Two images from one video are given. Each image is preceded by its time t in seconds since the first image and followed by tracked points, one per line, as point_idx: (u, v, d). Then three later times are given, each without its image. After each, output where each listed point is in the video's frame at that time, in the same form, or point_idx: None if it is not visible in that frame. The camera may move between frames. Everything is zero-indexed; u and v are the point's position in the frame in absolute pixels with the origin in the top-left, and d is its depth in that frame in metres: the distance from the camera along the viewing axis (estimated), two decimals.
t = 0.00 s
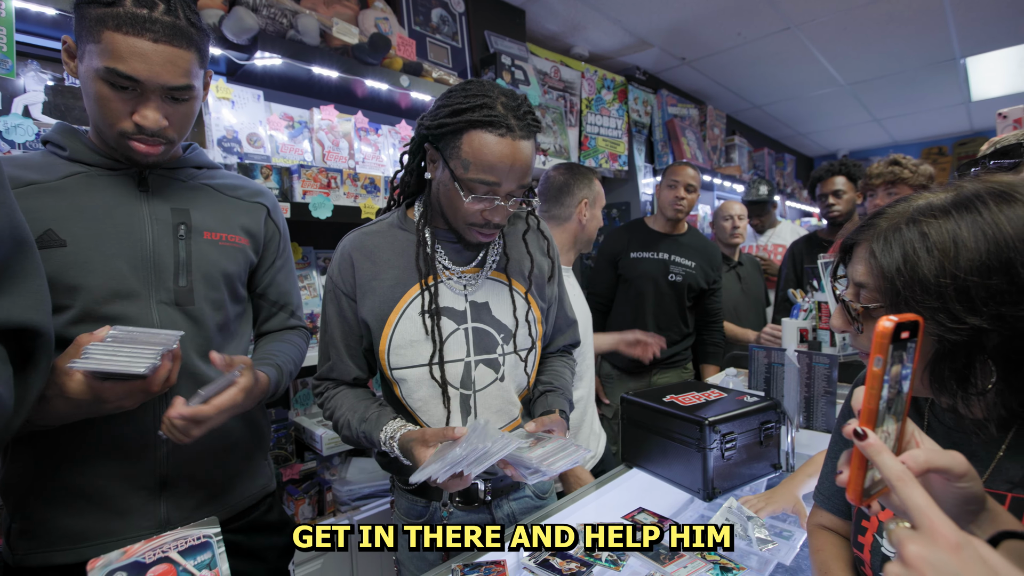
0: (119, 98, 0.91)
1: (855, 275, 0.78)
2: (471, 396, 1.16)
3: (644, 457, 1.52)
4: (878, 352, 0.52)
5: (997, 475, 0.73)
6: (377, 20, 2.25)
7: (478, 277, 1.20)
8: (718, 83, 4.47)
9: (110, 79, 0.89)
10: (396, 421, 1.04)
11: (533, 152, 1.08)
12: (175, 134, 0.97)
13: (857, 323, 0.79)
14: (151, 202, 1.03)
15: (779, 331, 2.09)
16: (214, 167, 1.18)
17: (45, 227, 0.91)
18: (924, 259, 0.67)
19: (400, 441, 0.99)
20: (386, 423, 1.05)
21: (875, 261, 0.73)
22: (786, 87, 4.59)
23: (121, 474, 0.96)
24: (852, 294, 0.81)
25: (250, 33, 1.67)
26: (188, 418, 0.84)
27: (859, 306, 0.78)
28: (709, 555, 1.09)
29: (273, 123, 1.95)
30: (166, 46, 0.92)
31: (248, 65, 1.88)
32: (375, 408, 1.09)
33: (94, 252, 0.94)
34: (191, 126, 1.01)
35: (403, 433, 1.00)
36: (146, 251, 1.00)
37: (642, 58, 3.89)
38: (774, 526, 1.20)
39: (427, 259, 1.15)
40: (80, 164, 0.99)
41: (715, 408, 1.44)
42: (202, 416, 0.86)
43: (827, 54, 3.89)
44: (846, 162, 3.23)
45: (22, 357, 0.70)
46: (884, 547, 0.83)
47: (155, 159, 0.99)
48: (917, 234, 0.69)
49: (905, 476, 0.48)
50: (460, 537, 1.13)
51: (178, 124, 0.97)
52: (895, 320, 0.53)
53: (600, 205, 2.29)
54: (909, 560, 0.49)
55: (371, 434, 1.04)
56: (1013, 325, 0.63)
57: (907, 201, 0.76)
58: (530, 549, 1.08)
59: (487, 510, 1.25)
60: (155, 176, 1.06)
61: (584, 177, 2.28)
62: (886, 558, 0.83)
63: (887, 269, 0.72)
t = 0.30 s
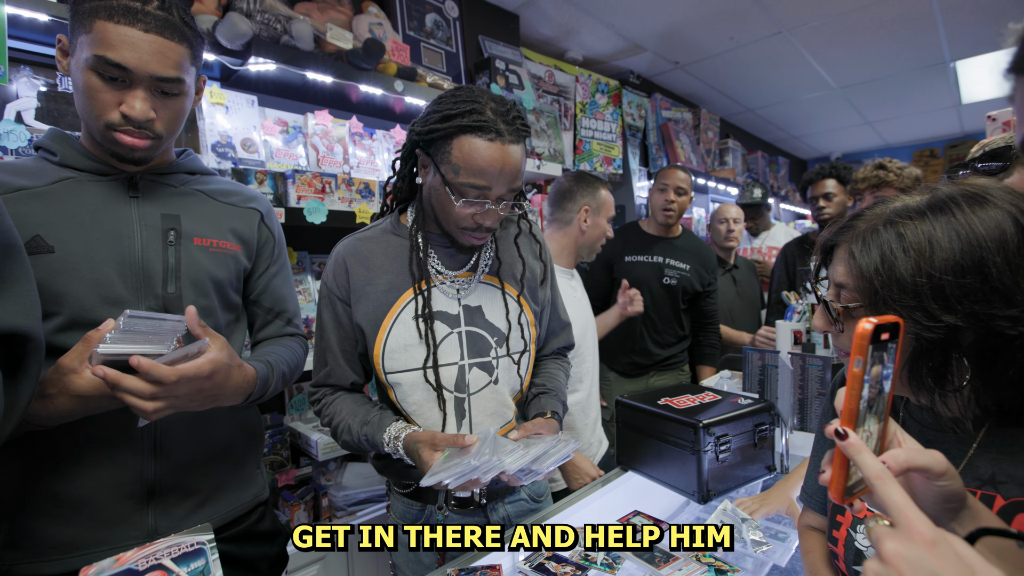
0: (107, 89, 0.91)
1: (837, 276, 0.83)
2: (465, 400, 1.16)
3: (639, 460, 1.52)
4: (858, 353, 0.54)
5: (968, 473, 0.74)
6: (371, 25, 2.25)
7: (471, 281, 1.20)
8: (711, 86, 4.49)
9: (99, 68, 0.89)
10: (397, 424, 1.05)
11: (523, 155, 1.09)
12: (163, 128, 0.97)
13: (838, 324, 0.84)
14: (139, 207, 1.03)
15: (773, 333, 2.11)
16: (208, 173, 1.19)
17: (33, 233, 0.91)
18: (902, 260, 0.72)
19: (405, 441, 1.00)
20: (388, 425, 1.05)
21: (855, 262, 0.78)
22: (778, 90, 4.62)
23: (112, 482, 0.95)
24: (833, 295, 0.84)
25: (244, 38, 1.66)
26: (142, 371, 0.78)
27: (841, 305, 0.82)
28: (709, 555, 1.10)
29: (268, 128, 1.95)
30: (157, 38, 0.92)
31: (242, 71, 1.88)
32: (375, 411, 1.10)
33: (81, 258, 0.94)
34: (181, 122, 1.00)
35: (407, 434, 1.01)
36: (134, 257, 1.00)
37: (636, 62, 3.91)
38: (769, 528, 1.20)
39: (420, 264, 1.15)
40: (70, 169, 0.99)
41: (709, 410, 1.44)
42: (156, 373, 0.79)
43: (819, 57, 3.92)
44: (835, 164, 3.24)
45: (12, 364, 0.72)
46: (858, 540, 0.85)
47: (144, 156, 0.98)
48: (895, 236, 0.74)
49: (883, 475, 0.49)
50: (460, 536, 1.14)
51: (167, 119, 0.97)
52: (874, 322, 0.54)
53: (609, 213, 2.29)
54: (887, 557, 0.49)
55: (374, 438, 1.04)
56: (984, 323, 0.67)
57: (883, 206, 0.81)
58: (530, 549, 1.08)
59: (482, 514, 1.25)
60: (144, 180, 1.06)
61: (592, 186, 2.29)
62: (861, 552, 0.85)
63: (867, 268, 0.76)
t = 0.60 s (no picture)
0: (95, 91, 0.91)
1: (820, 277, 0.84)
2: (461, 400, 1.16)
3: (632, 461, 1.53)
4: (841, 355, 0.54)
5: (947, 470, 0.73)
6: (367, 27, 2.25)
7: (467, 282, 1.20)
8: (706, 88, 4.51)
9: (86, 70, 0.90)
10: (374, 428, 1.05)
11: (519, 157, 1.10)
12: (153, 129, 0.97)
13: (822, 323, 0.86)
14: (130, 207, 1.03)
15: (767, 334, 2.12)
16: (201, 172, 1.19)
17: (21, 233, 0.92)
18: (879, 260, 0.74)
19: (375, 450, 1.00)
20: (366, 429, 1.06)
21: (835, 262, 0.80)
22: (773, 92, 4.65)
23: (102, 484, 0.95)
24: (818, 295, 0.86)
25: (238, 40, 1.66)
26: (110, 353, 0.79)
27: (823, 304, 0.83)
28: (703, 555, 1.10)
29: (262, 129, 1.95)
30: (143, 38, 0.92)
31: (237, 72, 1.88)
32: (355, 413, 1.10)
33: (70, 259, 0.94)
34: (170, 122, 1.00)
35: (378, 442, 1.01)
36: (124, 258, 1.00)
37: (632, 64, 3.92)
38: (762, 528, 1.22)
39: (416, 266, 1.15)
40: (59, 168, 0.99)
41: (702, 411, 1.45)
42: (122, 356, 0.79)
43: (813, 59, 3.94)
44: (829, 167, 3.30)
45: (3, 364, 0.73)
46: (842, 537, 0.86)
47: (133, 157, 0.98)
48: (872, 237, 0.75)
49: (865, 474, 0.50)
50: (459, 536, 1.13)
51: (156, 119, 0.97)
52: (858, 323, 0.55)
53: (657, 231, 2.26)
54: (869, 557, 0.49)
55: (350, 441, 1.05)
56: (959, 321, 0.69)
57: (865, 206, 0.82)
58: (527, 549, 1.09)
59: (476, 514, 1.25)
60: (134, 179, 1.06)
61: (643, 204, 2.26)
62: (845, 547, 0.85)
63: (846, 268, 0.78)
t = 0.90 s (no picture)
0: (94, 89, 0.90)
1: (813, 280, 0.85)
2: (457, 398, 1.16)
3: (630, 460, 1.53)
4: (832, 355, 0.54)
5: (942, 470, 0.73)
6: (365, 25, 2.25)
7: (464, 280, 1.20)
8: (704, 88, 4.52)
9: (85, 68, 0.89)
10: (379, 420, 1.05)
11: (515, 157, 1.10)
12: (153, 126, 0.97)
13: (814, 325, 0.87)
14: (123, 203, 1.02)
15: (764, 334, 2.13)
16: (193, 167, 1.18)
17: (14, 229, 0.91)
18: (866, 263, 0.75)
19: (383, 437, 0.99)
20: (370, 422, 1.06)
21: (825, 266, 0.81)
22: (770, 93, 4.66)
23: (98, 483, 0.95)
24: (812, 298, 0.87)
25: (236, 37, 1.66)
26: (115, 358, 0.79)
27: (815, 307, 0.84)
28: (700, 555, 1.10)
29: (260, 128, 1.94)
30: (141, 34, 0.92)
31: (234, 70, 1.87)
32: (358, 408, 1.10)
33: (63, 255, 0.93)
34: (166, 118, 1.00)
35: (386, 431, 1.01)
36: (119, 254, 0.99)
37: (630, 64, 3.92)
38: (759, 528, 1.22)
39: (412, 264, 1.15)
40: (49, 164, 0.98)
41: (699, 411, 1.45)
42: (128, 361, 0.80)
43: (810, 60, 3.95)
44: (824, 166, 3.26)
45: None
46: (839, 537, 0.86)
47: (133, 154, 0.98)
48: (860, 241, 0.76)
49: (858, 474, 0.50)
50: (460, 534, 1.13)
51: (155, 116, 0.97)
52: (849, 323, 0.55)
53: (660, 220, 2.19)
54: (861, 556, 0.49)
55: (355, 433, 1.05)
56: (947, 322, 0.69)
57: (857, 209, 0.83)
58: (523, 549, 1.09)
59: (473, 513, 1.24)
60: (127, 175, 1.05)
61: (643, 194, 2.20)
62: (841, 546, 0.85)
63: (835, 272, 0.79)
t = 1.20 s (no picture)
0: (166, 90, 1.02)
1: (817, 277, 0.85)
2: (457, 397, 1.16)
3: (630, 461, 1.53)
4: (834, 355, 0.54)
5: (944, 470, 0.73)
6: (365, 25, 2.25)
7: (462, 279, 1.20)
8: (704, 88, 4.52)
9: (160, 71, 1.00)
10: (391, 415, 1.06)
11: (513, 157, 1.10)
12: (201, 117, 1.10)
13: (819, 324, 0.86)
14: (119, 205, 1.02)
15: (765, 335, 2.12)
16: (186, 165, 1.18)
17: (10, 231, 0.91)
18: (873, 262, 0.75)
19: (400, 431, 1.01)
20: (380, 417, 1.06)
21: (830, 264, 0.81)
22: (770, 93, 4.66)
23: (96, 485, 0.94)
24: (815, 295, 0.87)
25: (236, 37, 1.65)
26: (124, 365, 0.80)
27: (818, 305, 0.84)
28: (699, 555, 1.09)
29: (259, 127, 1.94)
30: (171, 32, 1.02)
31: (234, 70, 1.88)
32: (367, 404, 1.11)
33: (60, 259, 0.93)
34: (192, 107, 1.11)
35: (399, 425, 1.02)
36: (116, 257, 0.99)
37: (630, 64, 3.92)
38: (759, 528, 1.22)
39: (410, 263, 1.15)
40: (42, 166, 0.98)
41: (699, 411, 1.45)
42: (138, 369, 0.81)
43: (810, 61, 3.95)
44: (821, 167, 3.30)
45: (5, 364, 0.74)
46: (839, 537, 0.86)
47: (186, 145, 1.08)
48: (867, 239, 0.76)
49: (858, 475, 0.50)
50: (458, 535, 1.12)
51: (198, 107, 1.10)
52: (850, 322, 0.55)
53: (637, 212, 2.14)
54: (862, 556, 0.49)
55: (366, 429, 1.05)
56: (952, 322, 0.69)
57: (862, 208, 0.83)
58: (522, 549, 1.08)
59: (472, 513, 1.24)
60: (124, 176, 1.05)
61: (618, 187, 2.15)
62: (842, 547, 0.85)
63: (841, 270, 0.78)
